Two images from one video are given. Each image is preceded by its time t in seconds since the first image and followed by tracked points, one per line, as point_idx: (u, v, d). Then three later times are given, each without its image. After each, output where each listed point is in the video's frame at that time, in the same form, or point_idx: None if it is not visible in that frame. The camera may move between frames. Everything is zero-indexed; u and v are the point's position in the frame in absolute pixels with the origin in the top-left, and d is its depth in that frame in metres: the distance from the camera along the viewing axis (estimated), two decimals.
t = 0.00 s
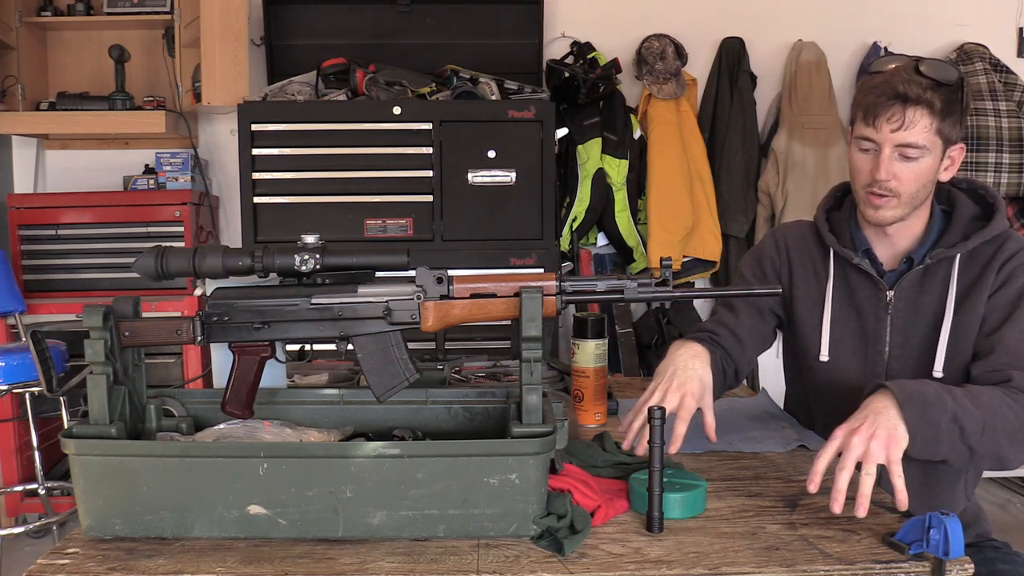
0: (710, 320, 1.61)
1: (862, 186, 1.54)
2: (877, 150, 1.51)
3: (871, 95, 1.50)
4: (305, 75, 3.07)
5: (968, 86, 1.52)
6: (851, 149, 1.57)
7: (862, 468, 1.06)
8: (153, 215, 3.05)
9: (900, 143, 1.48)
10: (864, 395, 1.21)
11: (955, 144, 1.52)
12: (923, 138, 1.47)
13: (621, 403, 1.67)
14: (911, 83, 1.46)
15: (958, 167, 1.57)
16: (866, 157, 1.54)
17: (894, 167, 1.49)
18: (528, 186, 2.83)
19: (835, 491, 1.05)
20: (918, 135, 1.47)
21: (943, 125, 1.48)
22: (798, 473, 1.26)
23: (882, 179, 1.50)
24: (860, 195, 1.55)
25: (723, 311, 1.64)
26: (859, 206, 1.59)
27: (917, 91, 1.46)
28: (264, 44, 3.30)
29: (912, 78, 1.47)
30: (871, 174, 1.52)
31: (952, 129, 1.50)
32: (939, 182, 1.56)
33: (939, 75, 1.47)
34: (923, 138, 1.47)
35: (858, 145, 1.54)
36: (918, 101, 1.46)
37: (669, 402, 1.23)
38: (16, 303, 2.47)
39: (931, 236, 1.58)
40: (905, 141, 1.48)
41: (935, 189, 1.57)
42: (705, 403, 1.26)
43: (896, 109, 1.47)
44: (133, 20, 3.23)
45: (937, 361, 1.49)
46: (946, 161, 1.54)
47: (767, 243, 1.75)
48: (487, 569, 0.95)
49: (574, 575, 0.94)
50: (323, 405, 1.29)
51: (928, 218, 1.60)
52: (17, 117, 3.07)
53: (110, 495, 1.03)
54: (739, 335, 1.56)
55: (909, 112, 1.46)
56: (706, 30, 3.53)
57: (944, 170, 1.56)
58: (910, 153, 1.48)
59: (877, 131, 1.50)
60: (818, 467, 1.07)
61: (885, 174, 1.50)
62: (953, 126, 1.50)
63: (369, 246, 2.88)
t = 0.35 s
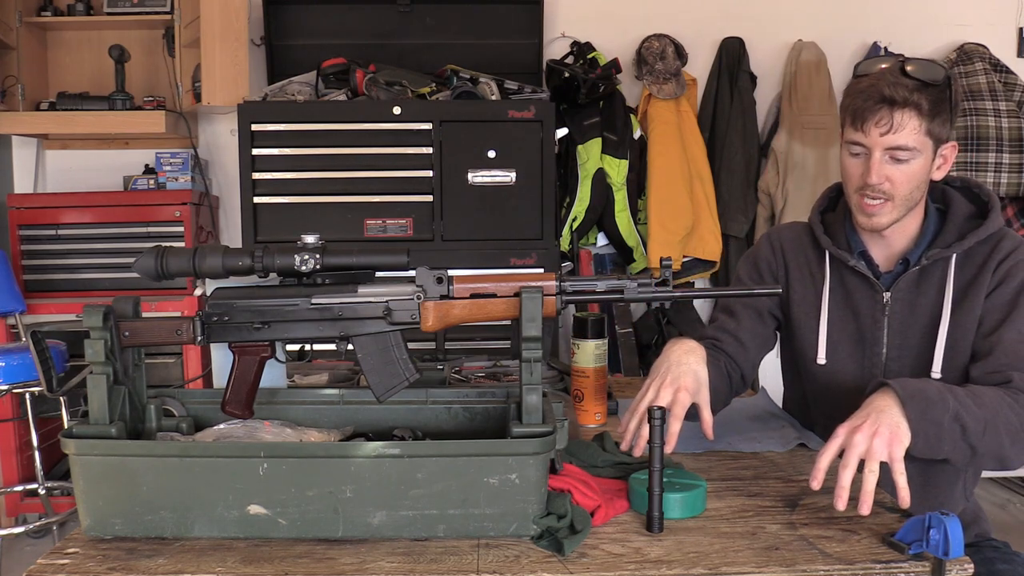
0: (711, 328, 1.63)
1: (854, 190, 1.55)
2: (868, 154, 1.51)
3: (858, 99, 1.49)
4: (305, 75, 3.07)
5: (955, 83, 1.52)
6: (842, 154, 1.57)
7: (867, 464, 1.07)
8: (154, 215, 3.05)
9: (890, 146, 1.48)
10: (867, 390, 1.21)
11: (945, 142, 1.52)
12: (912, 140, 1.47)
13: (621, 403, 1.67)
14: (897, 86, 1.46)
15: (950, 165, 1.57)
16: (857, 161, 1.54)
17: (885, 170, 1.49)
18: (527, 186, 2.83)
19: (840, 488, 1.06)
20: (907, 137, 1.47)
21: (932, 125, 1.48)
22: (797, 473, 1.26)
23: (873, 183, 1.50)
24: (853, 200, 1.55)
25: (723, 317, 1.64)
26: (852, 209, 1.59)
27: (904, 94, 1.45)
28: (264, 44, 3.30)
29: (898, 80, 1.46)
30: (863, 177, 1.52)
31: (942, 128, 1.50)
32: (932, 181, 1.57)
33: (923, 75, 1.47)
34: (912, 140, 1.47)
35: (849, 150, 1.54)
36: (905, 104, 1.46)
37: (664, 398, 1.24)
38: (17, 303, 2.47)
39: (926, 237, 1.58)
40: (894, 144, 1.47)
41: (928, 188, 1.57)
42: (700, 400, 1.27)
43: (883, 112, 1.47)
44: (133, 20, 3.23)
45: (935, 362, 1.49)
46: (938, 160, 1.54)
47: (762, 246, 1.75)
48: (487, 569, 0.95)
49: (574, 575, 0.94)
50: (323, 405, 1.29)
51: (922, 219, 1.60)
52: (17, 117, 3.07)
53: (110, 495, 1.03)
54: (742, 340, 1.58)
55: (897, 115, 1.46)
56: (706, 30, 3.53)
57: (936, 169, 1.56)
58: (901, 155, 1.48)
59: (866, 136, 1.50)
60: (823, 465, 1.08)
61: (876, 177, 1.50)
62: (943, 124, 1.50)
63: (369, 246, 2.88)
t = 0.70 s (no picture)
0: (711, 338, 1.64)
1: (836, 192, 1.57)
2: (845, 154, 1.54)
3: (832, 101, 1.52)
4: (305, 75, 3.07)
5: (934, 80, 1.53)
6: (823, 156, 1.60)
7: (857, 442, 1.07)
8: (154, 215, 3.05)
9: (864, 145, 1.50)
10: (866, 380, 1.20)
11: (927, 139, 1.53)
12: (887, 137, 1.49)
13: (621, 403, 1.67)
14: (867, 85, 1.48)
15: (937, 163, 1.59)
16: (837, 162, 1.56)
17: (862, 169, 1.51)
18: (527, 186, 2.83)
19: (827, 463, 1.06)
20: (881, 135, 1.49)
21: (907, 122, 1.49)
22: (797, 473, 1.26)
23: (852, 183, 1.52)
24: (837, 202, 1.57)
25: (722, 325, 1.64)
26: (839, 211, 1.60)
27: (873, 92, 1.48)
28: (264, 44, 3.30)
29: (868, 80, 1.49)
30: (841, 178, 1.54)
31: (920, 125, 1.51)
32: (920, 179, 1.58)
33: (895, 75, 1.49)
34: (887, 138, 1.49)
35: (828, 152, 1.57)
36: (875, 102, 1.48)
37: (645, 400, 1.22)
38: (17, 303, 2.47)
39: (919, 237, 1.58)
40: (869, 143, 1.49)
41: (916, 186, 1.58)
42: (683, 405, 1.25)
43: (855, 112, 1.49)
44: (133, 20, 3.23)
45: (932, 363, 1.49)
46: (923, 157, 1.56)
47: (756, 250, 1.76)
48: (487, 569, 0.95)
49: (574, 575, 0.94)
50: (323, 405, 1.29)
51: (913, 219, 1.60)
52: (17, 117, 3.07)
53: (110, 495, 1.03)
54: (743, 347, 1.60)
55: (868, 113, 1.48)
56: (706, 30, 3.53)
57: (923, 167, 1.58)
58: (877, 154, 1.50)
59: (840, 136, 1.52)
60: (816, 440, 1.07)
61: (854, 177, 1.52)
62: (921, 121, 1.51)
63: (369, 246, 2.88)
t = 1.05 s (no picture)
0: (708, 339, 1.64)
1: (822, 195, 1.57)
2: (826, 158, 1.54)
3: (808, 106, 1.54)
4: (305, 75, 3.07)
5: (908, 77, 1.53)
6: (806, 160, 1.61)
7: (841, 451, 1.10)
8: (154, 215, 3.05)
9: (845, 148, 1.51)
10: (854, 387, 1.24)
11: (908, 137, 1.53)
12: (866, 138, 1.49)
13: (620, 403, 1.67)
14: (841, 89, 1.50)
15: (920, 160, 1.58)
16: (820, 166, 1.57)
17: (844, 171, 1.52)
18: (527, 186, 2.83)
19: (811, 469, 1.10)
20: (860, 137, 1.49)
21: (886, 122, 1.50)
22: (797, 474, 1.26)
23: (835, 187, 1.53)
24: (823, 205, 1.57)
25: (719, 326, 1.65)
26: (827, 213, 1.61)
27: (848, 94, 1.49)
28: (264, 44, 3.30)
29: (842, 83, 1.50)
30: (825, 182, 1.55)
31: (899, 123, 1.51)
32: (904, 177, 1.58)
33: (871, 75, 1.50)
34: (866, 139, 1.49)
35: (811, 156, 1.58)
36: (850, 104, 1.49)
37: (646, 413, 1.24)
38: (17, 303, 2.47)
39: (910, 238, 1.59)
40: (849, 145, 1.50)
41: (900, 185, 1.58)
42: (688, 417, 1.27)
43: (831, 115, 1.50)
44: (133, 20, 3.23)
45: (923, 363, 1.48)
46: (906, 155, 1.55)
47: (750, 250, 1.77)
48: (487, 569, 0.95)
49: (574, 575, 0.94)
50: (323, 405, 1.29)
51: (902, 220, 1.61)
52: (17, 117, 3.07)
53: (110, 495, 1.03)
54: (740, 347, 1.60)
55: (844, 116, 1.49)
56: (707, 30, 3.53)
57: (906, 165, 1.58)
58: (858, 155, 1.50)
59: (819, 140, 1.53)
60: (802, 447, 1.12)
61: (837, 181, 1.52)
62: (900, 119, 1.51)
63: (369, 246, 2.88)
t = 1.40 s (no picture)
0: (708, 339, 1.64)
1: (820, 196, 1.58)
2: (823, 159, 1.55)
3: (804, 108, 1.55)
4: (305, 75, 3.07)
5: (902, 77, 1.54)
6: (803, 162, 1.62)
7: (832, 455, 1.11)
8: (154, 215, 3.05)
9: (842, 149, 1.52)
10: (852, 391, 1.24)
11: (904, 136, 1.54)
12: (863, 138, 1.50)
13: (620, 403, 1.67)
14: (836, 90, 1.50)
15: (916, 159, 1.58)
16: (817, 167, 1.57)
17: (842, 172, 1.53)
18: (527, 186, 2.83)
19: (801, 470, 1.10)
20: (856, 137, 1.50)
21: (881, 122, 1.51)
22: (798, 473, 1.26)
23: (834, 187, 1.53)
24: (821, 206, 1.58)
25: (718, 327, 1.65)
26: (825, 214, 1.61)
27: (843, 96, 1.50)
28: (264, 44, 3.30)
29: (837, 84, 1.51)
30: (823, 183, 1.56)
31: (895, 123, 1.52)
32: (900, 176, 1.58)
33: (866, 76, 1.51)
34: (862, 139, 1.50)
35: (808, 158, 1.59)
36: (845, 105, 1.50)
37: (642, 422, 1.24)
38: (16, 303, 2.47)
39: (908, 239, 1.59)
40: (846, 146, 1.51)
41: (898, 184, 1.58)
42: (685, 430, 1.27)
43: (827, 117, 1.51)
44: (133, 20, 3.23)
45: (922, 364, 1.48)
46: (901, 154, 1.56)
47: (749, 250, 1.77)
48: (487, 569, 0.95)
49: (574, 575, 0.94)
50: (323, 405, 1.29)
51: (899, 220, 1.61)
52: (17, 117, 3.07)
53: (110, 495, 1.03)
54: (740, 347, 1.60)
55: (840, 118, 1.50)
56: (707, 30, 3.53)
57: (903, 163, 1.58)
58: (855, 156, 1.51)
59: (816, 142, 1.54)
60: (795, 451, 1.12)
61: (835, 181, 1.53)
62: (895, 118, 1.52)
63: (369, 246, 2.88)
